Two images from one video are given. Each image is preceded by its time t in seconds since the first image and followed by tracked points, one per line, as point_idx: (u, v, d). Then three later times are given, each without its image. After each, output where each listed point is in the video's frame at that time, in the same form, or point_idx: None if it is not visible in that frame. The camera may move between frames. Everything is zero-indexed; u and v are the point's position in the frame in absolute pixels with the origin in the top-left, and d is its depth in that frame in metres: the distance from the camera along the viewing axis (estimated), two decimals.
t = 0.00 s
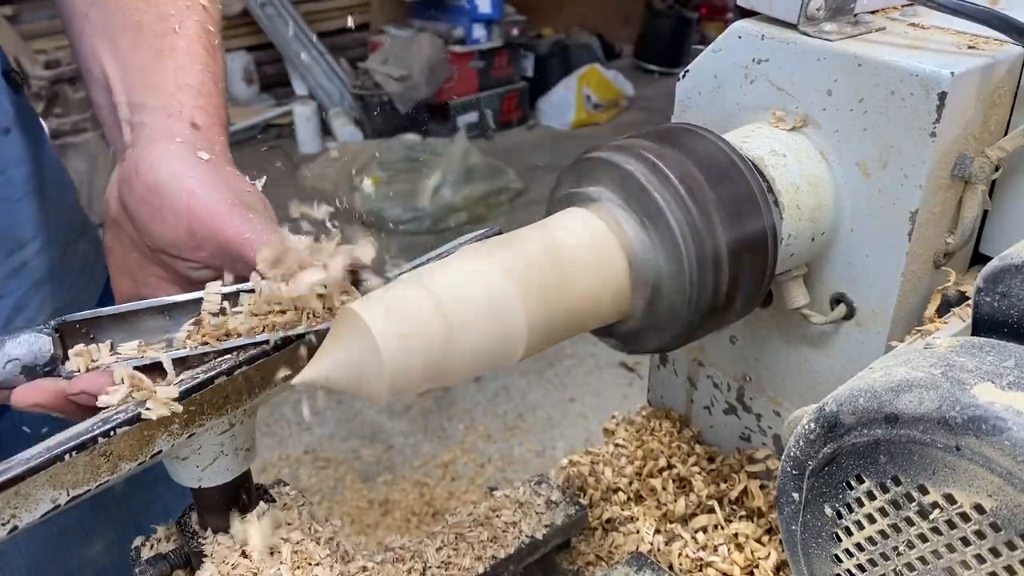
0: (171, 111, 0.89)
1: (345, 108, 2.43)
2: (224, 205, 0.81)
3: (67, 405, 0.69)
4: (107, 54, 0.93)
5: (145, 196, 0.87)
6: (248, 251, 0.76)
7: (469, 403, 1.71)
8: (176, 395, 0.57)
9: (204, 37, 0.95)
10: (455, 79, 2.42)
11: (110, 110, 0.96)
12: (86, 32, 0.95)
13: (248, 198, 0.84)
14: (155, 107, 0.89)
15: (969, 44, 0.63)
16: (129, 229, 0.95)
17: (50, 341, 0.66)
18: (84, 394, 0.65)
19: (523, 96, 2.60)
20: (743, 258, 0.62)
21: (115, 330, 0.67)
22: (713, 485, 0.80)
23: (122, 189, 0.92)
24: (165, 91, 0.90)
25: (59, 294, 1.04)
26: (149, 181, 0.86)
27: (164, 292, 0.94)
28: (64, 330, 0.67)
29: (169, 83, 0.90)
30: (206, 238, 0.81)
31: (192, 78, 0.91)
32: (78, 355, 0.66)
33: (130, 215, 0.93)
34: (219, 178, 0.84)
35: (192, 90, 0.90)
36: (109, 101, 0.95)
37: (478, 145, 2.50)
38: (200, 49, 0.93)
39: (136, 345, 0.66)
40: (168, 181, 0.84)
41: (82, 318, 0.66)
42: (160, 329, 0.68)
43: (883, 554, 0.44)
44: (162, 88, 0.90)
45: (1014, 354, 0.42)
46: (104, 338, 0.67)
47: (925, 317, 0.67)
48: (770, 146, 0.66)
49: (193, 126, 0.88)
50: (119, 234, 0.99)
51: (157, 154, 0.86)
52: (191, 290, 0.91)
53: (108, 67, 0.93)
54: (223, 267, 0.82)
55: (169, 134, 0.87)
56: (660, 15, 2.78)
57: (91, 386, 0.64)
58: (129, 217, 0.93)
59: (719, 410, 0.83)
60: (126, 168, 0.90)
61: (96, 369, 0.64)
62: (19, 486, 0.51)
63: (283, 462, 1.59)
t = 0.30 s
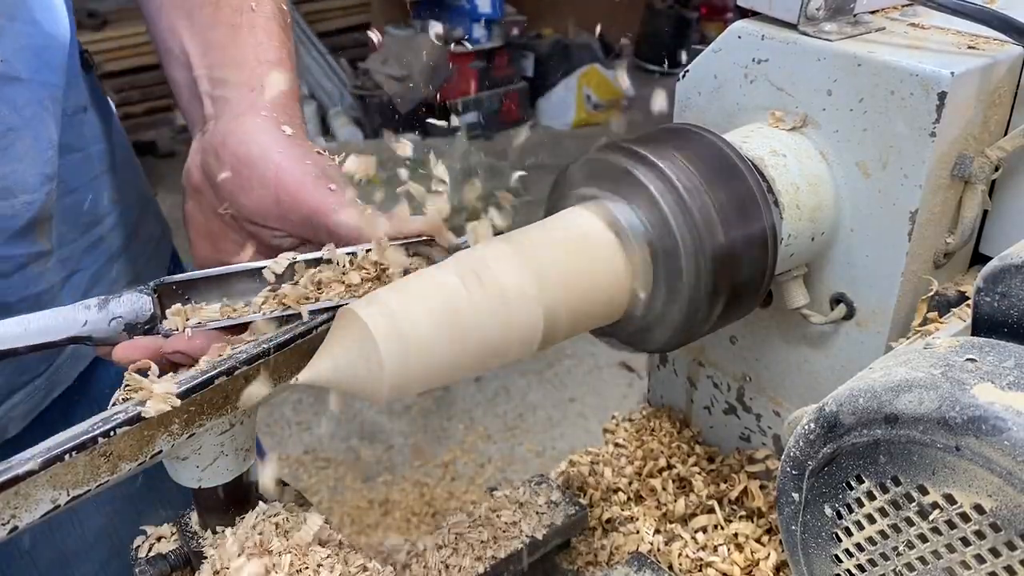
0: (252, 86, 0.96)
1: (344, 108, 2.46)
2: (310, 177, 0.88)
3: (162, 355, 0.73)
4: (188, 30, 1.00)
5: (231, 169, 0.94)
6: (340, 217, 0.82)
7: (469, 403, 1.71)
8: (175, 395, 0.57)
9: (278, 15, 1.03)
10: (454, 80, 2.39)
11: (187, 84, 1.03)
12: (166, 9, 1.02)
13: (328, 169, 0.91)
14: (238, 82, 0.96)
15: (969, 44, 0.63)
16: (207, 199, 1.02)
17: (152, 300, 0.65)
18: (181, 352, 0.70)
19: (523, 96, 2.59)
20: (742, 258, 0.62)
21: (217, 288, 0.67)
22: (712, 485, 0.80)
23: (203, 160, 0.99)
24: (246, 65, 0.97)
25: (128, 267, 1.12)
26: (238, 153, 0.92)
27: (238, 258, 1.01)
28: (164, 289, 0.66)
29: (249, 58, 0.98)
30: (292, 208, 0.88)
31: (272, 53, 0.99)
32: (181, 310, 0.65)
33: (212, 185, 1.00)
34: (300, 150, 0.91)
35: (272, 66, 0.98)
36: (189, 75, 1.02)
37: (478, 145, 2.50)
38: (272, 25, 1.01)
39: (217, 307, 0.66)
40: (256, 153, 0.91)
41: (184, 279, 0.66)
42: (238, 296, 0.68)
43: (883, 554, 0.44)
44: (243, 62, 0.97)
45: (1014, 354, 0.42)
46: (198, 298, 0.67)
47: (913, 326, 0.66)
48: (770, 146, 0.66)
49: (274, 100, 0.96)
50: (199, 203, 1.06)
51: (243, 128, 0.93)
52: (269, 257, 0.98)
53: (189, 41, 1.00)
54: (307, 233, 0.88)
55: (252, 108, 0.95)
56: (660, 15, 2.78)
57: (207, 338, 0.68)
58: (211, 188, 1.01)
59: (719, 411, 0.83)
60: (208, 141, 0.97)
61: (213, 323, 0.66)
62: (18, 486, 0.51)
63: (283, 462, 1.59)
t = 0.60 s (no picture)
0: (226, 86, 0.93)
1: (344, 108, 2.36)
2: (281, 186, 0.88)
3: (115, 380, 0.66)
4: (168, 26, 0.96)
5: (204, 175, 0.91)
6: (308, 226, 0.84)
7: (469, 403, 1.71)
8: (175, 395, 0.58)
9: (255, 8, 0.99)
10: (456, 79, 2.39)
11: (166, 80, 0.99)
12: None
13: (299, 175, 0.91)
14: (213, 83, 0.94)
15: (969, 44, 0.63)
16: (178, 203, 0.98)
17: (115, 311, 0.69)
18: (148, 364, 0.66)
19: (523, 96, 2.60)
20: (743, 257, 0.62)
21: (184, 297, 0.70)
22: (712, 485, 0.80)
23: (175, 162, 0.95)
24: (222, 66, 0.94)
25: (104, 270, 1.05)
26: (211, 159, 0.90)
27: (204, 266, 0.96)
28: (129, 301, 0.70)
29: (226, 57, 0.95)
30: (263, 215, 0.87)
31: (249, 51, 0.95)
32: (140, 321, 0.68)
33: (184, 187, 0.96)
34: (274, 154, 0.91)
35: (248, 65, 0.95)
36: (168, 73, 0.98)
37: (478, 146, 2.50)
38: (253, 19, 0.98)
39: (166, 322, 0.67)
40: (227, 159, 0.89)
41: (157, 288, 0.69)
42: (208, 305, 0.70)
43: (883, 554, 0.44)
44: (220, 61, 0.94)
45: (1013, 354, 0.42)
46: (159, 311, 0.69)
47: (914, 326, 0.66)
48: (770, 146, 0.66)
49: (250, 103, 0.93)
50: (175, 206, 1.00)
51: (215, 133, 0.90)
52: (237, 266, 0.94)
53: (164, 36, 0.96)
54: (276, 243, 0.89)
55: (227, 111, 0.92)
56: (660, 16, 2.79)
57: (154, 353, 0.65)
58: (183, 190, 0.96)
59: (719, 410, 0.83)
60: (181, 143, 0.94)
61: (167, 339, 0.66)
62: (19, 486, 0.51)
63: (283, 462, 1.59)
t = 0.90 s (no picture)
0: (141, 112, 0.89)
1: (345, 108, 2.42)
2: (186, 216, 0.82)
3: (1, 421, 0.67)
4: (86, 50, 0.92)
5: (110, 203, 0.87)
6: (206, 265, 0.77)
7: (469, 403, 1.71)
8: (174, 395, 0.57)
9: (181, 32, 0.94)
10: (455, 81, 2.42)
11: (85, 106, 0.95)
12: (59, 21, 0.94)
13: (211, 205, 0.85)
14: (129, 110, 0.89)
15: (969, 44, 0.63)
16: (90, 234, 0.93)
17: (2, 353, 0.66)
18: (31, 408, 0.65)
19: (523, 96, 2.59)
20: (742, 257, 0.62)
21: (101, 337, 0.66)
22: (712, 485, 0.80)
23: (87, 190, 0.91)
24: (138, 89, 0.90)
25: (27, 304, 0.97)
26: (113, 186, 0.86)
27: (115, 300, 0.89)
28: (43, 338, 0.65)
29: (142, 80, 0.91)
30: (164, 249, 0.81)
31: (167, 73, 0.91)
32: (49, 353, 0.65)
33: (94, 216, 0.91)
34: (183, 183, 0.85)
35: (165, 88, 0.90)
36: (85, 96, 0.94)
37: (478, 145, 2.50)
38: (175, 43, 0.93)
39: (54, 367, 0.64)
40: (131, 186, 0.85)
41: (61, 327, 0.66)
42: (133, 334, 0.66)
43: (883, 554, 0.44)
44: (134, 83, 0.90)
45: (1013, 354, 0.42)
46: (63, 347, 0.66)
47: (912, 326, 0.67)
48: (770, 146, 0.66)
49: (164, 130, 0.88)
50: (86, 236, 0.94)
51: (123, 160, 0.86)
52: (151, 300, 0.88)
53: (83, 62, 0.92)
54: (181, 278, 0.82)
55: (138, 136, 0.87)
56: (661, 15, 2.76)
57: (46, 399, 0.63)
58: (97, 226, 0.91)
59: (719, 411, 0.83)
60: (91, 169, 0.90)
61: (61, 385, 0.63)
62: (18, 486, 0.51)
63: (283, 462, 1.59)
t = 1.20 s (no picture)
0: (204, 103, 0.88)
1: (344, 108, 2.40)
2: (261, 194, 0.83)
3: (100, 391, 0.66)
4: (148, 44, 0.91)
5: (180, 187, 0.86)
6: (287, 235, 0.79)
7: (469, 403, 1.71)
8: (174, 394, 0.57)
9: (240, 29, 0.94)
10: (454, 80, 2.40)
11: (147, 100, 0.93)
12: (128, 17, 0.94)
13: (279, 185, 0.85)
14: (190, 97, 0.88)
15: (969, 44, 0.63)
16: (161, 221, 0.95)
17: (88, 325, 0.66)
18: (120, 375, 0.63)
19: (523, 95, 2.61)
20: (743, 257, 0.62)
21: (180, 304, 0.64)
22: (712, 485, 0.80)
23: (153, 178, 0.91)
24: (200, 80, 0.89)
25: (92, 284, 1.05)
26: (184, 173, 0.85)
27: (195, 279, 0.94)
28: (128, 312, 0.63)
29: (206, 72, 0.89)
30: (241, 225, 0.82)
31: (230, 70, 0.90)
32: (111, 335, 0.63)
33: (162, 203, 0.92)
34: (254, 165, 0.86)
35: (229, 84, 0.90)
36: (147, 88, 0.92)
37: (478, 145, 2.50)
38: (236, 37, 0.93)
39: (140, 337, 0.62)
40: (199, 172, 0.84)
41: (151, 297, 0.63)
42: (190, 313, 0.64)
43: (883, 554, 0.44)
44: (196, 75, 0.89)
45: (1014, 354, 0.42)
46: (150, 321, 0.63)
47: (912, 327, 0.67)
48: (770, 146, 0.66)
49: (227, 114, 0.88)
50: (152, 221, 0.97)
51: (194, 146, 0.86)
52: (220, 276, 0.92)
53: (146, 57, 0.91)
54: (256, 252, 0.83)
55: (202, 124, 0.87)
56: (661, 15, 2.76)
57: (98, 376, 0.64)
58: (161, 206, 0.92)
59: (719, 411, 0.83)
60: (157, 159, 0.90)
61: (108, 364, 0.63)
62: (18, 486, 0.51)
63: (283, 462, 1.59)
